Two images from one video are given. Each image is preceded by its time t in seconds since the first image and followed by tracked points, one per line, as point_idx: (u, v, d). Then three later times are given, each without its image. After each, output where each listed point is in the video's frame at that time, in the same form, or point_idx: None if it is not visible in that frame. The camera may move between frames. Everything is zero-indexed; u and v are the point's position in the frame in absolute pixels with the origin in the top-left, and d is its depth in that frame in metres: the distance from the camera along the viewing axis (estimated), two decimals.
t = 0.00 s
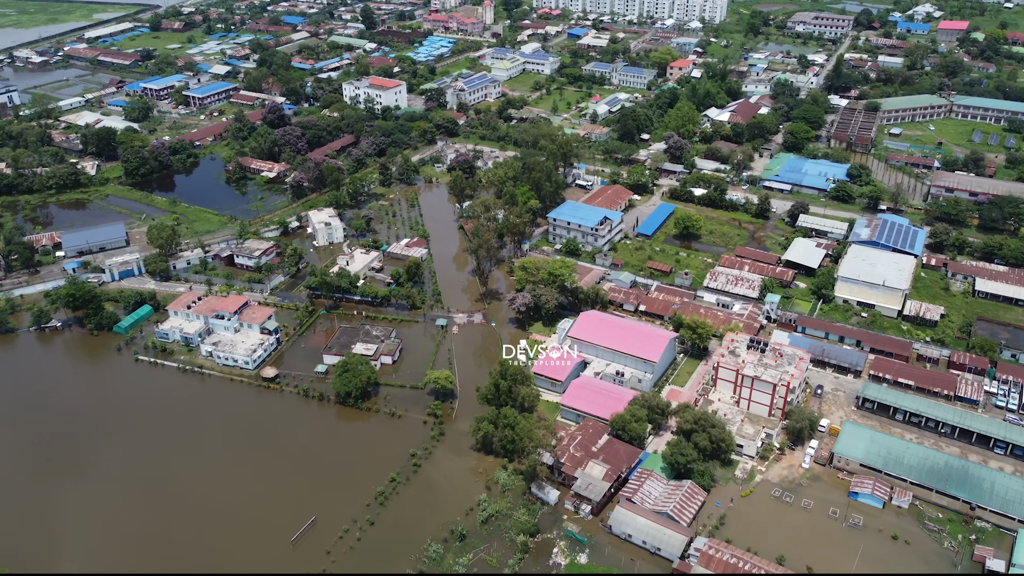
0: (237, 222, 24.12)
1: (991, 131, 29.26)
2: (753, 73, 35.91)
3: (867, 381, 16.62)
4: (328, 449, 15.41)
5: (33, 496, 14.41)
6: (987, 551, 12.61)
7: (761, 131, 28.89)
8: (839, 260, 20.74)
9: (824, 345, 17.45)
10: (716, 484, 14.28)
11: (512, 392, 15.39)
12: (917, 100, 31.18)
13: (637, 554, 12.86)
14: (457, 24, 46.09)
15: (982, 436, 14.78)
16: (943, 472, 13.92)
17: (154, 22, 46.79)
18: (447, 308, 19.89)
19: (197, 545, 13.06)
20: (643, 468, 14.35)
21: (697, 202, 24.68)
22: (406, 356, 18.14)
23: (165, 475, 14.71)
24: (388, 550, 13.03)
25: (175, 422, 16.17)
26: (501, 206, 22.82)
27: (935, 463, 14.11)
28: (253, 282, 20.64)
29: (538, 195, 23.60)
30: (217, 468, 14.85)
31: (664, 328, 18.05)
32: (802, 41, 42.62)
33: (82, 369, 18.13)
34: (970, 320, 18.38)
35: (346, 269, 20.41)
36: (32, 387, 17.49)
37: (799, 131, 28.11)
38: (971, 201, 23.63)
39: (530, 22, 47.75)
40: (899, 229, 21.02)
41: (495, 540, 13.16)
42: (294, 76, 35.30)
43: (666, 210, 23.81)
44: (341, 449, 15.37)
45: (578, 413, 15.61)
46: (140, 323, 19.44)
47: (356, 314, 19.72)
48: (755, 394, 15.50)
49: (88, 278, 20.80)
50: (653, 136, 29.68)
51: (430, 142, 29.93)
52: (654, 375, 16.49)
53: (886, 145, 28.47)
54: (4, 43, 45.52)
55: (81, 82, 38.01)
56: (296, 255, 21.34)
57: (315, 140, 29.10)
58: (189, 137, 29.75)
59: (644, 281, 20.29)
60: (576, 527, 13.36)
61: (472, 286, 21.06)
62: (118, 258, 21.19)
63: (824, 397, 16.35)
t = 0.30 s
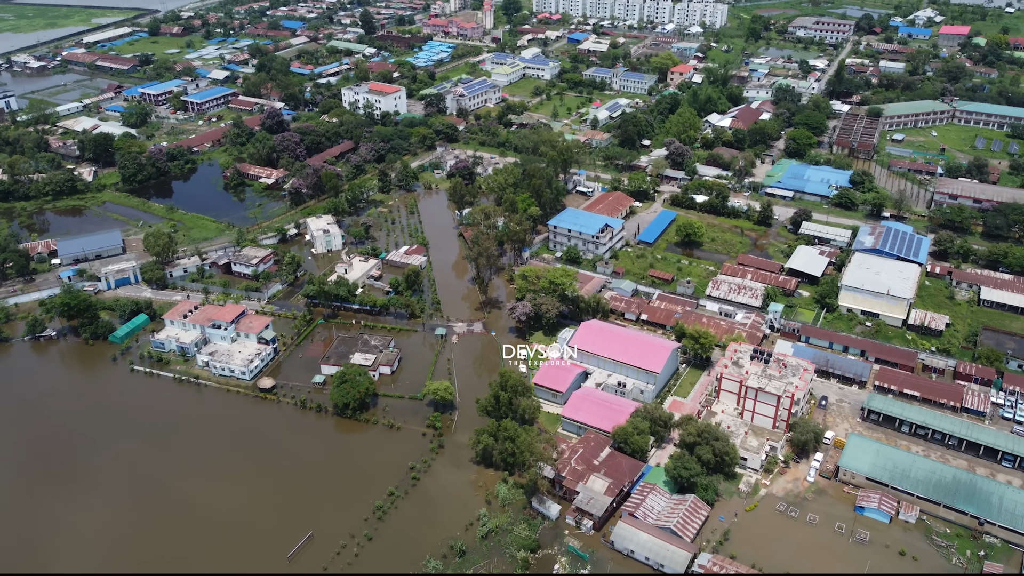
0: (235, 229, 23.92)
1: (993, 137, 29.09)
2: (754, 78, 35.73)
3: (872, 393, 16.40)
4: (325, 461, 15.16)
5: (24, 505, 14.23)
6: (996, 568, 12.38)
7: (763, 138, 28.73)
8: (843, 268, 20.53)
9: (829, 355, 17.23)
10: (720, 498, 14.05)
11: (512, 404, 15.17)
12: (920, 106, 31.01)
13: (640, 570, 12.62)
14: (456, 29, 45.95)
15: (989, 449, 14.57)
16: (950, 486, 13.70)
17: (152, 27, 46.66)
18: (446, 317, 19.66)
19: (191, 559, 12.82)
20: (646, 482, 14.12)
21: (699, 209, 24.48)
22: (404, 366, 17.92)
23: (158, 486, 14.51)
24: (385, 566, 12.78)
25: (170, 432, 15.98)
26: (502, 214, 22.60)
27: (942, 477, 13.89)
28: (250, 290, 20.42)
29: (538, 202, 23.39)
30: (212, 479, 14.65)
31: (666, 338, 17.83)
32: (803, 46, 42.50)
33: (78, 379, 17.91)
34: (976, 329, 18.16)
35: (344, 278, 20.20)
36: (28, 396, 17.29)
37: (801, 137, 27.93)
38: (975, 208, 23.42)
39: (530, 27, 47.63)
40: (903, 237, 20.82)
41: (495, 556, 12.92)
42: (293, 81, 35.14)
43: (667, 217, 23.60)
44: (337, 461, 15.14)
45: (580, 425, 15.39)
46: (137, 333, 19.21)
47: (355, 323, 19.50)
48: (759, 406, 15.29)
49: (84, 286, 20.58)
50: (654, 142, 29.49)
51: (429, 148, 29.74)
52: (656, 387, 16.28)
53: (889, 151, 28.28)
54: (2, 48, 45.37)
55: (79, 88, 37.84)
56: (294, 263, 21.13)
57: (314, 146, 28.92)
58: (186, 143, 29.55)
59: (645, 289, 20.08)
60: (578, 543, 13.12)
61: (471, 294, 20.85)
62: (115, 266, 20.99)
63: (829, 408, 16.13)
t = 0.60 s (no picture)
0: (233, 241, 23.72)
1: (996, 148, 28.95)
2: (755, 89, 35.65)
3: (877, 408, 16.16)
4: (322, 478, 14.90)
5: (15, 521, 14.00)
6: None
7: (764, 148, 28.58)
8: (846, 281, 20.33)
9: (833, 370, 17.00)
10: (724, 517, 13.79)
11: (512, 421, 14.93)
12: (921, 117, 30.90)
13: None
14: (456, 39, 45.94)
15: (998, 467, 14.32)
16: (958, 505, 13.44)
17: (152, 37, 46.65)
18: (446, 330, 19.44)
19: None
20: (649, 501, 13.85)
21: (701, 220, 24.30)
22: (403, 381, 17.68)
23: (151, 501, 14.29)
24: None
25: (165, 446, 15.75)
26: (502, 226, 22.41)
27: (951, 495, 13.63)
28: (248, 303, 20.21)
29: (539, 214, 23.22)
30: (206, 495, 14.41)
31: (668, 353, 17.61)
32: (803, 56, 42.47)
33: (72, 393, 17.65)
34: (982, 343, 17.94)
35: (343, 291, 19.99)
36: (21, 411, 17.03)
37: (802, 148, 27.80)
38: (979, 219, 23.25)
39: (529, 37, 47.63)
40: (907, 250, 20.64)
41: None
42: (292, 91, 35.05)
43: (669, 229, 23.42)
44: (335, 478, 14.87)
45: (581, 442, 15.14)
46: (132, 347, 18.97)
47: (353, 337, 19.28)
48: (764, 423, 15.04)
49: (80, 299, 20.36)
50: (655, 153, 29.35)
51: (429, 158, 29.60)
52: (659, 403, 16.05)
53: (891, 162, 28.14)
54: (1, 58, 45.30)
55: (78, 98, 37.75)
56: (292, 275, 20.92)
57: (313, 157, 28.78)
58: (185, 154, 29.39)
59: (647, 302, 19.87)
60: (579, 564, 12.84)
61: (471, 307, 20.64)
62: (111, 279, 20.77)
63: (834, 425, 15.88)
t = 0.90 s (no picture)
0: (231, 257, 23.54)
1: (998, 163, 28.84)
2: (755, 103, 35.59)
3: (883, 429, 15.89)
4: (318, 500, 14.60)
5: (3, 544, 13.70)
6: None
7: (766, 163, 28.46)
8: (850, 298, 20.11)
9: (838, 390, 16.74)
10: (729, 542, 13.48)
11: (512, 443, 14.66)
12: (923, 131, 30.81)
13: None
14: (456, 53, 46.03)
15: (1007, 490, 14.03)
16: (968, 529, 13.14)
17: (152, 51, 46.72)
18: (445, 349, 19.20)
19: None
20: (652, 525, 13.54)
21: (702, 236, 24.12)
22: (402, 401, 17.41)
23: (143, 524, 14.00)
24: None
25: (159, 467, 15.46)
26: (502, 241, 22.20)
27: (960, 519, 13.33)
28: (245, 320, 19.99)
29: (539, 229, 23.04)
30: (199, 517, 14.11)
31: (671, 372, 17.35)
32: (803, 70, 42.51)
33: (65, 413, 17.38)
34: (988, 362, 17.69)
35: (341, 308, 19.77)
36: (12, 431, 16.74)
37: (804, 163, 27.68)
38: (983, 235, 23.07)
39: (529, 51, 47.73)
40: (912, 267, 20.45)
41: None
42: (292, 106, 35.01)
43: (670, 245, 23.24)
44: (331, 501, 14.57)
45: (582, 464, 14.85)
46: (127, 365, 18.72)
47: (351, 355, 19.04)
48: (768, 444, 14.77)
49: (75, 316, 20.13)
50: (656, 167, 29.22)
51: (429, 173, 29.48)
52: (662, 424, 15.78)
53: (894, 177, 28.00)
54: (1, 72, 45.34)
55: (77, 112, 37.73)
56: (290, 292, 20.71)
57: (312, 172, 28.65)
58: (183, 169, 29.27)
59: (648, 320, 19.65)
60: None
61: (471, 324, 20.41)
62: (107, 296, 20.56)
63: (840, 446, 15.60)
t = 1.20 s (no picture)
0: (228, 277, 23.35)
1: (1001, 181, 28.74)
2: (756, 121, 35.57)
3: (890, 453, 15.60)
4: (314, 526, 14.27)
5: None
6: None
7: (767, 181, 28.33)
8: (854, 318, 19.89)
9: (843, 413, 16.47)
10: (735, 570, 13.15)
11: (513, 468, 14.37)
12: (925, 149, 30.74)
13: None
14: (456, 71, 46.17)
15: (1018, 516, 13.74)
16: (979, 558, 12.79)
17: (152, 69, 46.86)
18: (444, 370, 18.94)
19: None
20: (656, 553, 13.21)
21: (704, 255, 23.94)
22: (400, 424, 17.14)
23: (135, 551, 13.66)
24: None
25: (152, 492, 15.14)
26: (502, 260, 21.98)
27: (971, 547, 13.00)
28: (241, 341, 19.75)
29: (539, 248, 22.86)
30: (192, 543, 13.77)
31: (674, 395, 17.09)
32: (803, 88, 42.60)
33: (58, 436, 17.08)
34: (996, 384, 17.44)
35: (339, 329, 19.55)
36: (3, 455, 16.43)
37: (806, 181, 27.58)
38: (987, 254, 22.90)
39: (529, 68, 47.90)
40: (916, 287, 20.26)
41: None
42: (291, 124, 35.00)
43: (671, 264, 23.05)
44: (328, 528, 14.23)
45: (584, 490, 14.55)
46: (122, 387, 18.45)
47: (349, 377, 18.79)
48: (774, 469, 14.48)
49: (69, 336, 19.91)
50: (656, 185, 29.11)
51: (428, 191, 29.37)
52: (665, 448, 15.49)
53: (896, 195, 27.89)
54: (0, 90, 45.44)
55: (76, 130, 37.72)
56: (287, 312, 20.49)
57: (311, 190, 28.54)
58: (181, 187, 29.16)
59: (650, 341, 19.42)
60: None
61: (471, 344, 20.18)
62: (102, 316, 20.35)
63: (846, 470, 15.31)
